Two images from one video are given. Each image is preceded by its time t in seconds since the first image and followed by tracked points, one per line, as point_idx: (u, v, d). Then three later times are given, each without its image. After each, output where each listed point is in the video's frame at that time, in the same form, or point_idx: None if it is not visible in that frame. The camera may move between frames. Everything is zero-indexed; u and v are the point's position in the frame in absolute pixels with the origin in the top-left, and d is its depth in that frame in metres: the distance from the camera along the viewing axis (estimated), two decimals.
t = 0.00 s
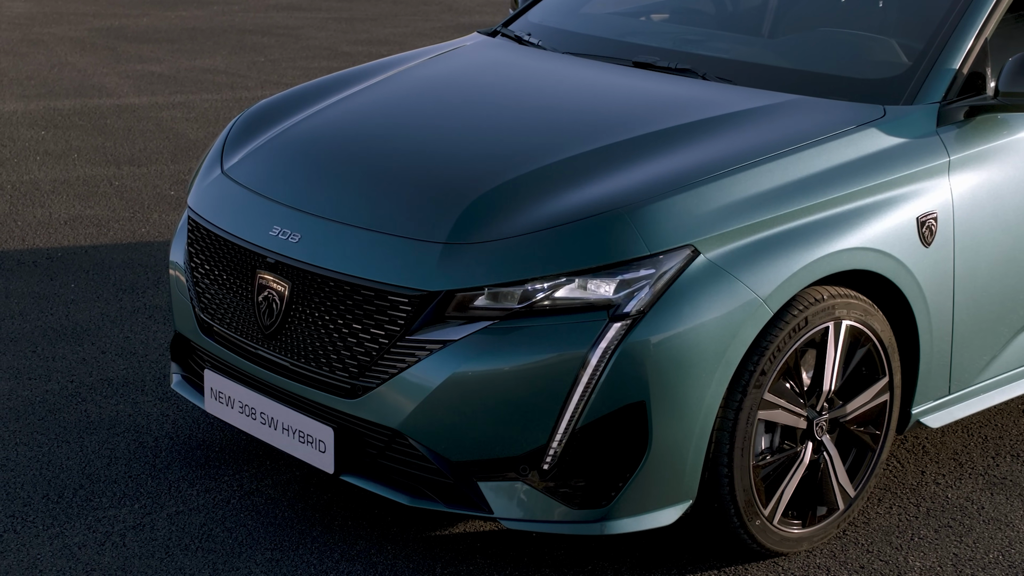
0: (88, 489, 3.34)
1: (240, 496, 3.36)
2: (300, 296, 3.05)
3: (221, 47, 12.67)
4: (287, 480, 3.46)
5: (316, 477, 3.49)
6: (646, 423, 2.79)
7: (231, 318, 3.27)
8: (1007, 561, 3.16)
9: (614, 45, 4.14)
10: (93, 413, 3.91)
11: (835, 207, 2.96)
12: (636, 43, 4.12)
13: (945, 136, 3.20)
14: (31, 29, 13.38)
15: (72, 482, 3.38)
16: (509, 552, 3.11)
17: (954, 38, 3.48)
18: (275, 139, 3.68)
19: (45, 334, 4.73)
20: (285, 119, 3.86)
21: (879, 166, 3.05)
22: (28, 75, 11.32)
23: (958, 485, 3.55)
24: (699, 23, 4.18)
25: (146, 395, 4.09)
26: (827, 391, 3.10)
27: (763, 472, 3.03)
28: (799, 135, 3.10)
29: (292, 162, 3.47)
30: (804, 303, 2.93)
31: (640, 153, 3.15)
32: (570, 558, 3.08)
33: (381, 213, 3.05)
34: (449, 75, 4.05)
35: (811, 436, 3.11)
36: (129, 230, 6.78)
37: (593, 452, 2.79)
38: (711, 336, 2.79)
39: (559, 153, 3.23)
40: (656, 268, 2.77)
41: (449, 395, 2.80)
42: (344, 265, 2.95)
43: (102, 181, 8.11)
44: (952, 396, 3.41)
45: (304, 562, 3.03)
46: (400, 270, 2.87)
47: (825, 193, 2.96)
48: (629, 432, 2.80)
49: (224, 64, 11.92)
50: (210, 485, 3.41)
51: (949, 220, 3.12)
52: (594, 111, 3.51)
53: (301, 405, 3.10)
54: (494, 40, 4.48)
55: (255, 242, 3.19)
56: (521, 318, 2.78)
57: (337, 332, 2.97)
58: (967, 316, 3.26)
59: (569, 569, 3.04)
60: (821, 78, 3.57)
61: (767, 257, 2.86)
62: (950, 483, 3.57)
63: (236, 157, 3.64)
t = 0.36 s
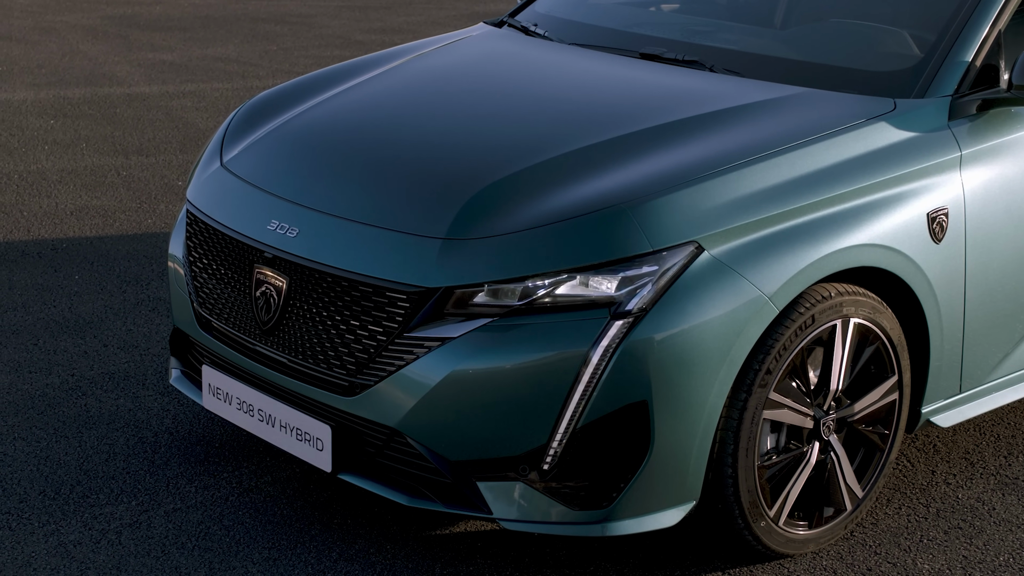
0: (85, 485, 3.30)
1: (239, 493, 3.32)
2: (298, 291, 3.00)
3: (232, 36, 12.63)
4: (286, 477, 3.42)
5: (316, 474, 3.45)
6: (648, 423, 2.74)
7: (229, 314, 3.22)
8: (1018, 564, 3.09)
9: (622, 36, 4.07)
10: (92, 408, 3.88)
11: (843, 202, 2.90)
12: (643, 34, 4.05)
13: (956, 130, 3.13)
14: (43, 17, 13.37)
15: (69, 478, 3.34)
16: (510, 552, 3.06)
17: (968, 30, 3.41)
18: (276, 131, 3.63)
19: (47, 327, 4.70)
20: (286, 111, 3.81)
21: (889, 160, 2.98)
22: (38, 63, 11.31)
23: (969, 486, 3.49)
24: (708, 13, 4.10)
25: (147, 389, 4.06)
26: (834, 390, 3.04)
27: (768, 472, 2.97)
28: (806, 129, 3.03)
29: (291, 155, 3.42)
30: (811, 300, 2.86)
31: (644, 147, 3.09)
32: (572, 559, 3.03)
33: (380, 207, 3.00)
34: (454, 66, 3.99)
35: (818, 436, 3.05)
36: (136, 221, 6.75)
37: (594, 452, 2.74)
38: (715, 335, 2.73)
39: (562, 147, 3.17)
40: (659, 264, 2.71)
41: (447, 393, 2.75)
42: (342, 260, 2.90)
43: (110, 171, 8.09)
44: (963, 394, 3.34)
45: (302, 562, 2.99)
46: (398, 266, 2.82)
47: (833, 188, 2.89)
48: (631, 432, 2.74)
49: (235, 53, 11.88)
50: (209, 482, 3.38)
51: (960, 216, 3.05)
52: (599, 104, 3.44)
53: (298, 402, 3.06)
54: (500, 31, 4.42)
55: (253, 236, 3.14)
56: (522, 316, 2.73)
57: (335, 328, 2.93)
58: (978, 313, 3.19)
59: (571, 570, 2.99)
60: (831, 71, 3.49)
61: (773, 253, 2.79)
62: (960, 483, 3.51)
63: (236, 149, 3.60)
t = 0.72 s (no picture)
0: (80, 481, 3.27)
1: (235, 489, 3.28)
2: (293, 286, 2.95)
3: (241, 23, 12.57)
4: (283, 473, 3.38)
5: (313, 470, 3.41)
6: (648, 422, 2.68)
7: (224, 308, 3.18)
8: None
9: (626, 26, 4.01)
10: (90, 401, 3.84)
11: (849, 197, 2.83)
12: (648, 23, 3.98)
13: (965, 122, 3.06)
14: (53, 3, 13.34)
15: (64, 473, 3.31)
16: (508, 551, 3.02)
17: (978, 20, 3.34)
18: (273, 122, 3.58)
19: (47, 319, 4.67)
20: (284, 102, 3.75)
21: (895, 154, 2.91)
22: (46, 50, 11.29)
23: (977, 485, 3.43)
24: (714, 3, 4.03)
25: (145, 382, 4.02)
26: (838, 388, 2.98)
27: (770, 472, 2.91)
28: (811, 121, 2.97)
29: (288, 147, 3.37)
30: (815, 297, 2.80)
31: (645, 140, 3.02)
32: (570, 558, 2.99)
33: (377, 201, 2.95)
34: (455, 56, 3.93)
35: (822, 435, 2.99)
36: (140, 211, 6.71)
37: (592, 451, 2.69)
38: (716, 332, 2.67)
39: (562, 139, 3.11)
40: (659, 260, 2.66)
41: (443, 391, 2.70)
42: (337, 254, 2.85)
43: (115, 160, 8.05)
44: (971, 392, 3.27)
45: (297, 560, 2.95)
46: (394, 261, 2.77)
47: (838, 182, 2.83)
48: (630, 431, 2.69)
49: (245, 41, 11.82)
50: (205, 477, 3.34)
51: (969, 211, 2.98)
52: (601, 95, 3.38)
53: (293, 398, 3.01)
54: (503, 20, 4.35)
55: (248, 229, 3.09)
56: (519, 312, 2.68)
57: (330, 324, 2.88)
58: (987, 310, 3.12)
59: (570, 570, 2.94)
60: (838, 62, 3.42)
61: (776, 249, 2.73)
62: (968, 482, 3.44)
63: (232, 141, 3.54)
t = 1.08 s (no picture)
0: (75, 475, 3.24)
1: (231, 485, 3.24)
2: (288, 280, 2.91)
3: (252, 10, 12.51)
4: (281, 468, 3.35)
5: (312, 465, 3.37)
6: (647, 420, 2.63)
7: (220, 301, 3.13)
8: None
9: (630, 15, 3.94)
10: (87, 394, 3.81)
11: (854, 191, 2.77)
12: (653, 13, 3.92)
13: (975, 115, 2.99)
14: None
15: (59, 467, 3.28)
16: (507, 549, 2.97)
17: (989, 10, 3.26)
18: (270, 113, 3.53)
19: (48, 310, 4.64)
20: (283, 92, 3.70)
21: (902, 147, 2.85)
22: (55, 37, 11.26)
23: (986, 483, 3.37)
24: None
25: (144, 375, 3.99)
26: (843, 385, 2.92)
27: (773, 470, 2.86)
28: (817, 113, 2.90)
29: (285, 138, 3.32)
30: (819, 292, 2.74)
31: (647, 132, 2.97)
32: (570, 557, 2.94)
33: (373, 194, 2.90)
34: (456, 46, 3.87)
35: (826, 433, 2.93)
36: (144, 200, 6.68)
37: (590, 449, 2.64)
38: (717, 329, 2.62)
39: (563, 131, 3.05)
40: (659, 255, 2.60)
41: (438, 387, 2.65)
42: (332, 248, 2.81)
43: (122, 148, 8.02)
44: (980, 389, 3.21)
45: (292, 558, 2.91)
46: (389, 255, 2.72)
47: (843, 176, 2.76)
48: (628, 429, 2.64)
49: (255, 28, 11.77)
50: (201, 472, 3.30)
51: (977, 205, 2.92)
52: (603, 86, 3.32)
53: (288, 393, 2.97)
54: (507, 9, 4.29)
55: (243, 222, 3.05)
56: (516, 308, 2.63)
57: (325, 318, 2.83)
58: (996, 306, 3.06)
59: (569, 569, 2.90)
60: (846, 53, 3.35)
61: (779, 244, 2.67)
62: (977, 480, 3.38)
63: (229, 131, 3.50)
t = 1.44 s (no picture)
0: (71, 469, 3.21)
1: (228, 480, 3.21)
2: (283, 273, 2.87)
3: None
4: (279, 463, 3.31)
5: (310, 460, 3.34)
6: (646, 417, 2.58)
7: (215, 294, 3.09)
8: None
9: (636, 4, 3.88)
10: (86, 386, 3.79)
11: (860, 184, 2.70)
12: (659, 2, 3.85)
13: (985, 107, 2.91)
14: None
15: (55, 461, 3.25)
16: (505, 547, 2.93)
17: None
18: (269, 102, 3.48)
19: (50, 300, 4.62)
20: (282, 81, 3.65)
21: (909, 140, 2.78)
22: (65, 23, 11.25)
23: (995, 482, 3.31)
24: None
25: (144, 367, 3.96)
26: (848, 382, 2.86)
27: (776, 469, 2.81)
28: (822, 105, 2.84)
29: (282, 128, 3.27)
30: (824, 288, 2.68)
31: (649, 123, 2.91)
32: (569, 555, 2.90)
33: (369, 187, 2.85)
34: (458, 35, 3.82)
35: (831, 431, 2.88)
36: (150, 188, 6.66)
37: (588, 448, 2.59)
38: (718, 325, 2.56)
39: (564, 122, 2.99)
40: (659, 250, 2.55)
41: (434, 384, 2.61)
42: (327, 241, 2.76)
43: (129, 136, 8.00)
44: (989, 386, 3.14)
45: (287, 555, 2.88)
46: (384, 249, 2.68)
47: (849, 169, 2.70)
48: (627, 427, 2.59)
49: (266, 14, 11.72)
50: (198, 467, 3.27)
51: (987, 199, 2.85)
52: (605, 77, 3.26)
53: (283, 388, 2.93)
54: None
55: (239, 214, 3.00)
56: (513, 303, 2.58)
57: (320, 312, 2.79)
58: (1006, 302, 2.99)
59: (568, 568, 2.85)
60: (854, 43, 3.28)
61: (782, 238, 2.61)
62: (986, 479, 3.32)
63: (227, 121, 3.45)
